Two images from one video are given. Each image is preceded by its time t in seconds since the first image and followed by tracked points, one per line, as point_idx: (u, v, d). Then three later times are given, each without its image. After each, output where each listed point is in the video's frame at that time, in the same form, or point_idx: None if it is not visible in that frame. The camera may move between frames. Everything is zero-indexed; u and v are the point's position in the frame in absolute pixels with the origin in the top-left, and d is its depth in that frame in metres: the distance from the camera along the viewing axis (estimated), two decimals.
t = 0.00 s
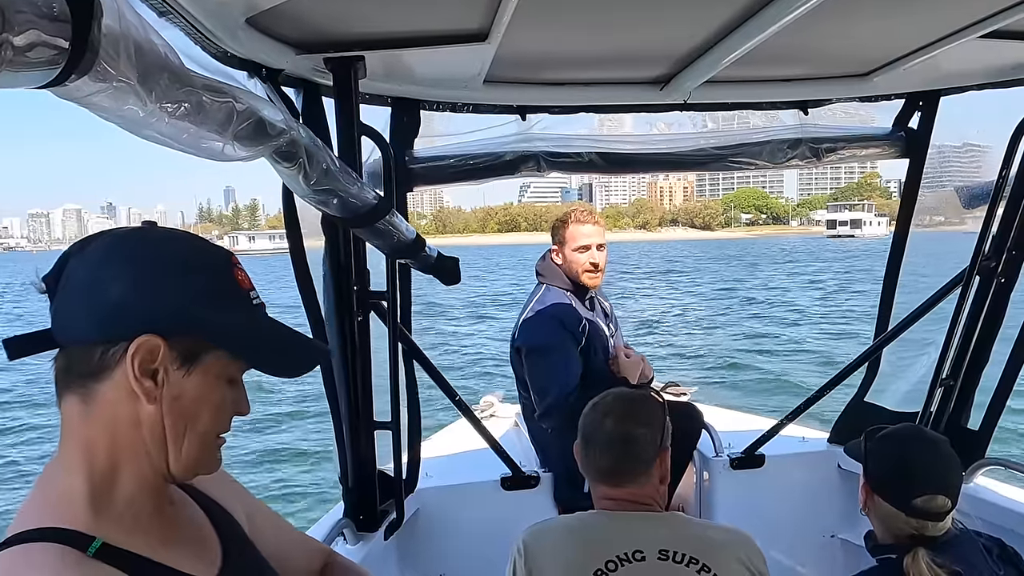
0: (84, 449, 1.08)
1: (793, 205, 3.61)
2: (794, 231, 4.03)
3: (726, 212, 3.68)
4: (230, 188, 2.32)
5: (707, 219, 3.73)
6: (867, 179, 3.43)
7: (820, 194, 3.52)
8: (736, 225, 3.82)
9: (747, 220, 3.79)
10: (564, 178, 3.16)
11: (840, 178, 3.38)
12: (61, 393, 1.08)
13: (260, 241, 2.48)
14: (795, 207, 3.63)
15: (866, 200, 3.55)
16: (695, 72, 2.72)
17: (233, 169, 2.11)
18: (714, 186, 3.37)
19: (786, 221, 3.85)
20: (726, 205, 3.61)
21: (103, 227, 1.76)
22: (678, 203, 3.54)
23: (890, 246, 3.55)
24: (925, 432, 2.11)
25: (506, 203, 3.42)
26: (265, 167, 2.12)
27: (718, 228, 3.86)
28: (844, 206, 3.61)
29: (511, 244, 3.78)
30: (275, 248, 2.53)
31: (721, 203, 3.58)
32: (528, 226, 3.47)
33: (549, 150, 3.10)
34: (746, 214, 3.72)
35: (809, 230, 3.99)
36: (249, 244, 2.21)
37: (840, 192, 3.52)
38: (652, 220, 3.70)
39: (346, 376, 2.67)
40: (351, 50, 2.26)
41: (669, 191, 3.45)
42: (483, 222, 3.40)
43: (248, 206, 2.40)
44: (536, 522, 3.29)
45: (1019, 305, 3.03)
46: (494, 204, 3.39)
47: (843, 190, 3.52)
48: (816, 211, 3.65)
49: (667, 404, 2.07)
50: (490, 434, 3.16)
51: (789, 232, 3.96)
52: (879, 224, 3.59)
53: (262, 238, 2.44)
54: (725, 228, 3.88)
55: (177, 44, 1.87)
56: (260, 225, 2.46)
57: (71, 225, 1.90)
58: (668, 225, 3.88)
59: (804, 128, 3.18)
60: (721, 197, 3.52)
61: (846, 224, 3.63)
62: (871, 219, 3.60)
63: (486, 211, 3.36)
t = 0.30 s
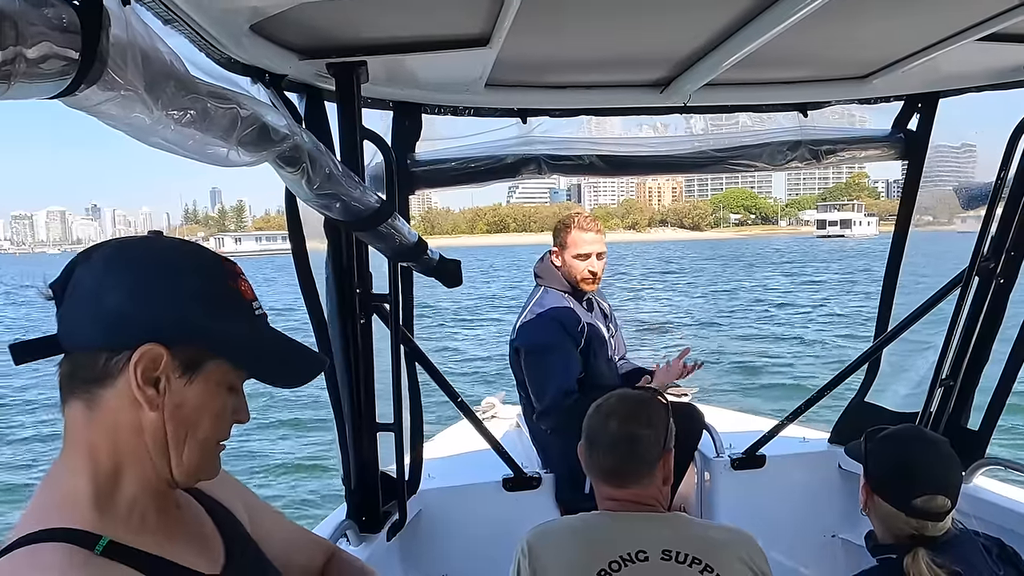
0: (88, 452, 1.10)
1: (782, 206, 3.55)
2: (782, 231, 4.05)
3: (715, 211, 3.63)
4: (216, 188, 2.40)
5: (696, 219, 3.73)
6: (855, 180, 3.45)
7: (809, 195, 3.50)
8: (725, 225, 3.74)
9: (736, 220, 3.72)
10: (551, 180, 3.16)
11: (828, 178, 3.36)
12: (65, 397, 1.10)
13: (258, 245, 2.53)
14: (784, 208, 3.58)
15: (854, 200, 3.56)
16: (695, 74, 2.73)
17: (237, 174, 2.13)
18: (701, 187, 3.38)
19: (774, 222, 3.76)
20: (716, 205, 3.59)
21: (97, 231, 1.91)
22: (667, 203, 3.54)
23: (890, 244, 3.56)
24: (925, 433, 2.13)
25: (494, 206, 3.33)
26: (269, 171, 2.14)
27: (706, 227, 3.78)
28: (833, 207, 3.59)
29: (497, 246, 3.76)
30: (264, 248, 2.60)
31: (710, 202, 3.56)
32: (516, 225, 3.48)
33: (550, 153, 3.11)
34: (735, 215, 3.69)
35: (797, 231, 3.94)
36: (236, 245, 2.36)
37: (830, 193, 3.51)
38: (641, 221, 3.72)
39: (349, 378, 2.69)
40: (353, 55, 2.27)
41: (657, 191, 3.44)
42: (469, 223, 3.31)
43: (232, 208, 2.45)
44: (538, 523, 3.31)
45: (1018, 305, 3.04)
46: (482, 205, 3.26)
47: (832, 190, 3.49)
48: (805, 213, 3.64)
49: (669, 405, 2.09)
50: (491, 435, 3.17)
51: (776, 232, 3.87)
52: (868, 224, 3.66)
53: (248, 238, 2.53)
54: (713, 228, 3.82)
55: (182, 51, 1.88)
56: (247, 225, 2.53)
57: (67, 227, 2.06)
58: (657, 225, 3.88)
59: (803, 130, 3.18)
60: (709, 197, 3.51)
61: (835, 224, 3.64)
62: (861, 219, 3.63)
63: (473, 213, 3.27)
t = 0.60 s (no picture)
0: (119, 460, 1.15)
1: (772, 204, 3.52)
2: (772, 230, 4.05)
3: (706, 211, 3.66)
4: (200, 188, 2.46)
5: (687, 218, 3.81)
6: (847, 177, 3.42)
7: (799, 193, 3.51)
8: (715, 224, 3.78)
9: (727, 220, 3.75)
10: (541, 181, 3.17)
11: (817, 179, 3.37)
12: (111, 403, 1.16)
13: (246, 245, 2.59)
14: (774, 207, 3.55)
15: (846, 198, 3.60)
16: (689, 81, 2.75)
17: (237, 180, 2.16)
18: (690, 187, 3.32)
19: (764, 220, 3.76)
20: (706, 205, 3.58)
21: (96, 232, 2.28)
22: (657, 202, 3.60)
23: (886, 244, 3.57)
24: (919, 435, 2.15)
25: (485, 206, 3.34)
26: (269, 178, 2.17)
27: (698, 226, 3.82)
28: (823, 206, 3.64)
29: (487, 245, 3.77)
30: (251, 249, 2.59)
31: (699, 202, 3.57)
32: (506, 224, 3.48)
33: (547, 158, 3.12)
34: (726, 215, 3.70)
35: (788, 229, 3.98)
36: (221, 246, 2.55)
37: (819, 191, 3.54)
38: (632, 220, 3.77)
39: (347, 383, 2.72)
40: (350, 64, 2.30)
41: (646, 191, 3.41)
42: (460, 222, 3.34)
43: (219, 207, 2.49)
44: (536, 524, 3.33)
45: (1011, 308, 3.07)
46: (471, 206, 3.26)
47: (821, 189, 3.53)
48: (795, 211, 3.63)
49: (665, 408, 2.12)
50: (489, 438, 3.19)
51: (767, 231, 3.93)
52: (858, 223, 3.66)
53: (235, 239, 2.57)
54: (705, 227, 3.87)
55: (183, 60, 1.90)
56: (234, 225, 2.57)
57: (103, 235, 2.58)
58: (648, 224, 3.94)
59: (797, 135, 3.21)
60: (699, 197, 3.50)
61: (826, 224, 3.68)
62: (851, 219, 3.65)
63: (462, 213, 3.29)
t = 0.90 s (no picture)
0: (151, 459, 1.17)
1: (763, 205, 3.53)
2: (759, 231, 3.98)
3: (696, 211, 3.60)
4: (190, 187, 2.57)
5: (677, 219, 3.66)
6: (838, 176, 3.36)
7: (790, 193, 3.48)
8: (706, 224, 3.72)
9: (718, 219, 3.69)
10: (532, 182, 3.15)
11: (807, 179, 3.34)
12: (157, 403, 1.18)
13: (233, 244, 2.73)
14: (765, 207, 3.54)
15: (837, 199, 3.59)
16: (687, 79, 2.73)
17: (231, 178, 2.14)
18: (682, 187, 3.30)
19: (755, 221, 3.73)
20: (697, 205, 3.50)
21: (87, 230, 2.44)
22: (648, 202, 3.43)
23: (884, 247, 3.56)
24: (922, 437, 2.13)
25: (474, 205, 3.27)
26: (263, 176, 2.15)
27: (688, 227, 3.75)
28: (815, 206, 3.61)
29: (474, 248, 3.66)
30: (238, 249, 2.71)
31: (691, 202, 3.48)
32: (496, 225, 3.42)
33: (543, 158, 3.10)
34: (716, 214, 3.63)
35: (779, 230, 3.92)
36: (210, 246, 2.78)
37: (809, 192, 3.53)
38: (622, 220, 3.59)
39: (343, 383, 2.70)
40: (345, 61, 2.28)
41: (635, 190, 3.33)
42: (449, 222, 3.28)
43: (207, 207, 2.63)
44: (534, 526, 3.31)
45: (1011, 308, 3.05)
46: (460, 205, 3.20)
47: (811, 189, 3.50)
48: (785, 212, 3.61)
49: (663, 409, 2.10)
50: (486, 439, 3.17)
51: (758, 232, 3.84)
52: (850, 222, 3.67)
53: (224, 237, 2.71)
54: (695, 227, 3.77)
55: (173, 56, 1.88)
56: (222, 225, 2.71)
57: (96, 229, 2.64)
58: (639, 225, 3.75)
59: (795, 134, 3.18)
60: (690, 197, 3.42)
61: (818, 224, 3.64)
62: (843, 219, 3.63)
63: (452, 212, 3.23)
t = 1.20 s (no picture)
0: (145, 445, 1.14)
1: (753, 202, 3.58)
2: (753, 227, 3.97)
3: (688, 208, 3.68)
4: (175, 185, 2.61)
5: (669, 215, 3.70)
6: (829, 174, 3.42)
7: (781, 191, 3.53)
8: (697, 221, 3.81)
9: (709, 217, 3.77)
10: (524, 177, 3.15)
11: (799, 177, 3.38)
12: (153, 389, 1.16)
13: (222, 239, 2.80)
14: (756, 204, 3.60)
15: (830, 195, 3.58)
16: (686, 73, 2.71)
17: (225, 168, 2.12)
18: (673, 184, 3.40)
19: (746, 219, 3.77)
20: (689, 202, 3.61)
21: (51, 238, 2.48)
22: (639, 199, 3.46)
23: (882, 248, 3.55)
24: (908, 433, 2.12)
25: (466, 202, 3.29)
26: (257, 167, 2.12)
27: (679, 224, 3.83)
28: (807, 203, 3.60)
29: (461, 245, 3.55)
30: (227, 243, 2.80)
31: (683, 200, 3.57)
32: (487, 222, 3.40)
33: (541, 151, 3.09)
34: (708, 212, 3.71)
35: (770, 227, 3.90)
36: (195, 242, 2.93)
37: (801, 189, 3.54)
38: (615, 217, 3.54)
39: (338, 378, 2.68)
40: (340, 51, 2.25)
41: (628, 187, 3.36)
42: (440, 218, 3.23)
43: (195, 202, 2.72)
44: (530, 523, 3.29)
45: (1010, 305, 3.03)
46: (452, 201, 3.22)
47: (803, 187, 3.51)
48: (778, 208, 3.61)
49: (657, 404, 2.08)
50: (482, 435, 3.14)
51: (749, 230, 3.88)
52: (843, 220, 3.65)
53: (211, 233, 2.81)
54: (688, 224, 3.86)
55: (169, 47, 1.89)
56: (210, 221, 2.82)
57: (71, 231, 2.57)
58: (630, 223, 3.74)
59: (795, 128, 3.17)
60: (681, 194, 3.51)
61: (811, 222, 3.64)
62: (835, 216, 3.62)
63: (443, 208, 3.21)
